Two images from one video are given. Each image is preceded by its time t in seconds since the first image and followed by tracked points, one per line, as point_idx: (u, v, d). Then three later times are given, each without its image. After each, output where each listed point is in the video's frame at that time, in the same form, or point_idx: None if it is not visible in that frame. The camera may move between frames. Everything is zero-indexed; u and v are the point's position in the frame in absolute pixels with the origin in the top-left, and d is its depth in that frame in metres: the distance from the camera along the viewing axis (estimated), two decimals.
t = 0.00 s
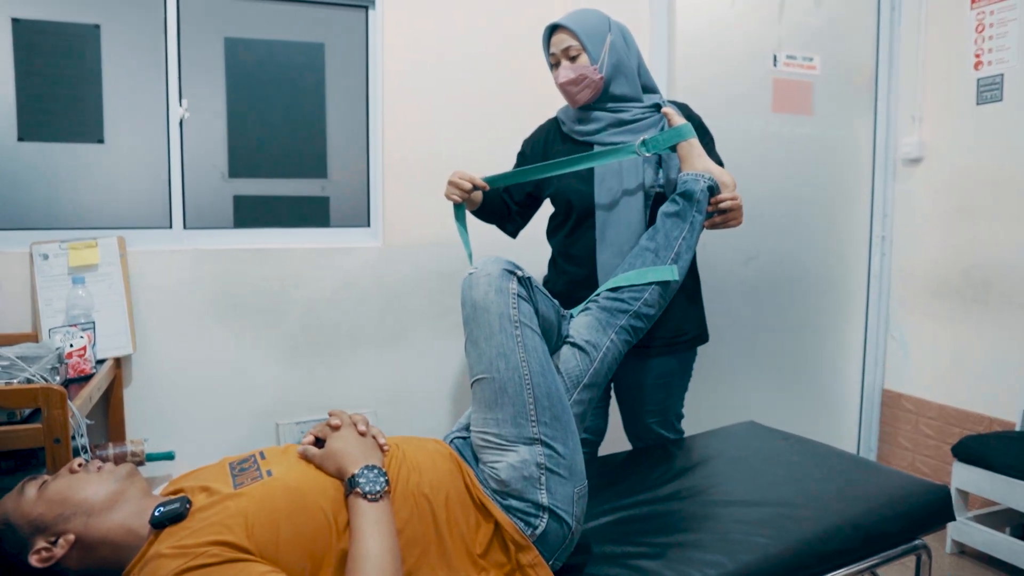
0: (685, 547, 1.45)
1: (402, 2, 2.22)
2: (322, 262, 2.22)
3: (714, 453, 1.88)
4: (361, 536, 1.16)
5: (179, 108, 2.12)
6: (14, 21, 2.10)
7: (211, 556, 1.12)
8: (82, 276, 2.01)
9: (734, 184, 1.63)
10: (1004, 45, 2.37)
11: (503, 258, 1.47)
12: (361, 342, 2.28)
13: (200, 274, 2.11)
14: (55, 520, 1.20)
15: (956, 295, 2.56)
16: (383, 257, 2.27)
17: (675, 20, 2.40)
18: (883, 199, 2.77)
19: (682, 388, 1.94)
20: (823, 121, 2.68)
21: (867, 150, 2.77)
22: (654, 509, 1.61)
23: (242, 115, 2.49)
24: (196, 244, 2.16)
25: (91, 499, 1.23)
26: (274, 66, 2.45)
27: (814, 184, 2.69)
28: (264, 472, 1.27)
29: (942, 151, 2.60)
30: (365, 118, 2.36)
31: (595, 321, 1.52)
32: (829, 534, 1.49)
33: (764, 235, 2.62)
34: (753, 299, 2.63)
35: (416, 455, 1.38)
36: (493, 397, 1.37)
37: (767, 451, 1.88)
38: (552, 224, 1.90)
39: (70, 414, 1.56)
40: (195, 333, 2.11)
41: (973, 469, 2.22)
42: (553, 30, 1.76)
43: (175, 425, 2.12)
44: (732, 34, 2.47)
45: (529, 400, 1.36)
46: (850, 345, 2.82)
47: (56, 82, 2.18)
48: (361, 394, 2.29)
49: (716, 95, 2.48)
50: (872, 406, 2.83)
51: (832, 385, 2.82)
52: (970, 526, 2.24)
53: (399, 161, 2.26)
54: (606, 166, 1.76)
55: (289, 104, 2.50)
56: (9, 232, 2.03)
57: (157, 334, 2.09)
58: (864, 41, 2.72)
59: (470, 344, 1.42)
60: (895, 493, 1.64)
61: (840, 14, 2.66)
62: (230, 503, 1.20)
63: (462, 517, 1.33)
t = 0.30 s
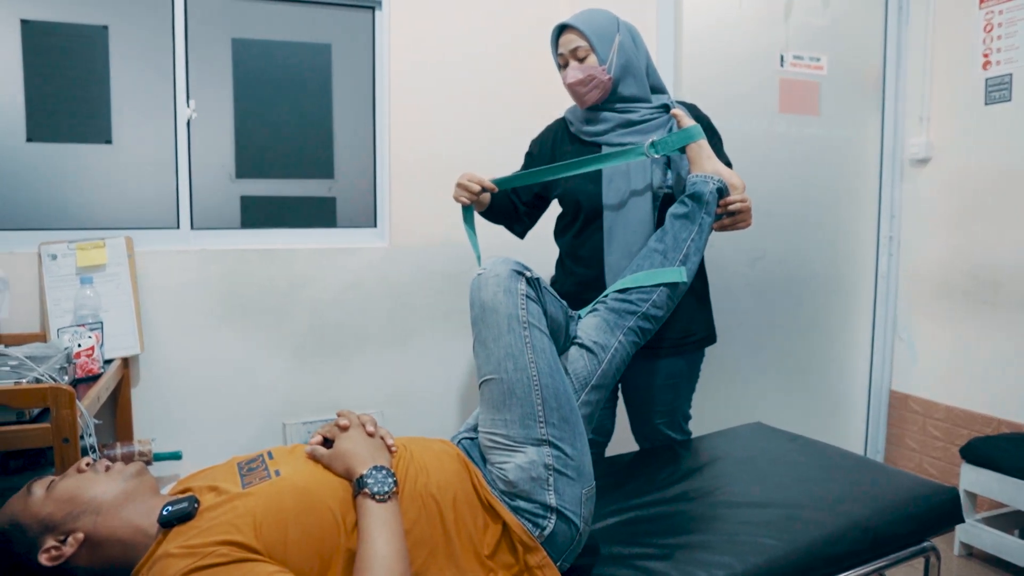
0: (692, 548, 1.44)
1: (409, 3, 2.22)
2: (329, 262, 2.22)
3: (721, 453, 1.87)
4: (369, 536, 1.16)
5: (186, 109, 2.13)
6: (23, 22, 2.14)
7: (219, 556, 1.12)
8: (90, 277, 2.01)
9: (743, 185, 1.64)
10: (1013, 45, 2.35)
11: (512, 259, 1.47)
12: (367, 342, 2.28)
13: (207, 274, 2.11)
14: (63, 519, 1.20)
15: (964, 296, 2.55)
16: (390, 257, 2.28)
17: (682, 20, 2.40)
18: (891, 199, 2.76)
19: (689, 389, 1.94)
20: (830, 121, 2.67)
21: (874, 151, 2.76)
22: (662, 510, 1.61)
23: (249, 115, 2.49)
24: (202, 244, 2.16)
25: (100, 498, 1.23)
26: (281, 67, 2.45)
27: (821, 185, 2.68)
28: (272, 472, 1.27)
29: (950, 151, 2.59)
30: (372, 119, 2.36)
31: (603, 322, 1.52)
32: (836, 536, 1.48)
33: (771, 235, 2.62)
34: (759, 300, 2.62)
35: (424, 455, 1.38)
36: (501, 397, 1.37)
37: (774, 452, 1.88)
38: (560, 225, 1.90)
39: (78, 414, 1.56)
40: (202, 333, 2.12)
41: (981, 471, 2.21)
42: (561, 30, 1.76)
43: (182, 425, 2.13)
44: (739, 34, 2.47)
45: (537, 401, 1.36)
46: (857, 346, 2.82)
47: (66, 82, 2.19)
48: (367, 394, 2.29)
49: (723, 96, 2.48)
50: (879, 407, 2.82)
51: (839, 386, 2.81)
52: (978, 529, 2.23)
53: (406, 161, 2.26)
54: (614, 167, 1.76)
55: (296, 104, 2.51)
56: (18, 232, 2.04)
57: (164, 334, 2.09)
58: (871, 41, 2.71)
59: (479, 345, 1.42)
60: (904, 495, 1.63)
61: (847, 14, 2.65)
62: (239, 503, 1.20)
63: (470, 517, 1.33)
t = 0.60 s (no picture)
0: (707, 548, 1.43)
1: None
2: (340, 259, 2.21)
3: (735, 452, 1.86)
4: (382, 535, 1.16)
5: (198, 106, 2.12)
6: (37, 20, 2.14)
7: (232, 554, 1.12)
8: (102, 274, 2.01)
9: (758, 183, 1.61)
10: None
11: (526, 256, 1.46)
12: (378, 339, 2.27)
13: (219, 271, 2.11)
14: (79, 507, 1.20)
15: (980, 295, 2.52)
16: (402, 254, 2.27)
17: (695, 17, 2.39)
18: (906, 196, 2.73)
19: (703, 388, 1.92)
20: (845, 118, 2.65)
21: (889, 147, 2.74)
22: (676, 510, 1.60)
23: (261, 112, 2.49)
24: (214, 241, 2.16)
25: (116, 488, 1.23)
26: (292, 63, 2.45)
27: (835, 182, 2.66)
28: (285, 470, 1.27)
29: (967, 148, 2.55)
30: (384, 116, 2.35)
31: (617, 320, 1.51)
32: (853, 536, 1.46)
33: (785, 233, 2.59)
34: (773, 298, 2.60)
35: (437, 453, 1.37)
36: (516, 395, 1.36)
37: (789, 451, 1.86)
38: (573, 222, 1.89)
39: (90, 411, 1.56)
40: (214, 330, 2.12)
41: (998, 471, 2.19)
42: (576, 25, 1.75)
43: (194, 422, 2.13)
44: (754, 30, 2.44)
45: (551, 399, 1.35)
46: (871, 344, 2.79)
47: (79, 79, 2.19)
48: (379, 392, 2.29)
49: (736, 92, 2.46)
50: (893, 407, 2.80)
51: (853, 385, 2.79)
52: (995, 530, 2.20)
53: (417, 158, 2.26)
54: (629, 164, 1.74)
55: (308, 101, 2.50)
56: (31, 229, 2.04)
57: (176, 331, 2.09)
58: (887, 37, 2.68)
59: (493, 342, 1.41)
60: (921, 495, 1.61)
61: (863, 10, 2.63)
62: (252, 501, 1.20)
63: (484, 516, 1.32)
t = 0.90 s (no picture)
0: (724, 542, 1.43)
1: None
2: (355, 252, 2.22)
3: (751, 447, 1.85)
4: (400, 528, 1.16)
5: (215, 99, 2.13)
6: (55, 15, 2.14)
7: (253, 544, 1.12)
8: (121, 266, 2.03)
9: (777, 175, 1.60)
10: None
11: (544, 249, 1.46)
12: (393, 332, 2.28)
13: (236, 264, 2.12)
14: (103, 490, 1.21)
15: (999, 289, 2.47)
16: (417, 247, 2.27)
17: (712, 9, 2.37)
18: (925, 189, 2.70)
19: (720, 381, 1.91)
20: (863, 111, 2.62)
21: (908, 140, 2.71)
22: (692, 503, 1.59)
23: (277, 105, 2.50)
24: (231, 234, 2.17)
25: (140, 474, 1.24)
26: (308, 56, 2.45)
27: (853, 175, 2.63)
28: (303, 462, 1.27)
29: (987, 140, 2.50)
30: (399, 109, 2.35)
31: (635, 314, 1.50)
32: (871, 532, 1.45)
33: (801, 226, 2.58)
34: (789, 292, 2.59)
35: (455, 446, 1.37)
36: (534, 388, 1.36)
37: (806, 445, 1.85)
38: (590, 215, 1.88)
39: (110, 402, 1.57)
40: (231, 322, 2.13)
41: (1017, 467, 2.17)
42: (593, 18, 1.74)
43: (212, 414, 2.14)
44: (772, 21, 2.42)
45: (569, 393, 1.34)
46: (888, 338, 2.77)
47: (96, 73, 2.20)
48: (394, 384, 2.30)
49: (753, 84, 2.44)
50: (910, 401, 2.77)
51: (869, 379, 2.77)
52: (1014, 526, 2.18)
53: (433, 151, 2.26)
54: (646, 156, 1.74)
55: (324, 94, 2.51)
56: (51, 221, 2.06)
57: (194, 323, 2.10)
58: (907, 28, 2.65)
59: (511, 335, 1.41)
60: (940, 491, 1.60)
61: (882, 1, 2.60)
62: (271, 492, 1.20)
63: (502, 510, 1.32)
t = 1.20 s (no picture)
0: (741, 539, 1.42)
1: None
2: (371, 248, 2.22)
3: (768, 444, 1.84)
4: (417, 523, 1.16)
5: (231, 95, 2.14)
6: (77, 11, 2.15)
7: (271, 537, 1.11)
8: (140, 261, 2.05)
9: (785, 155, 1.57)
10: None
11: (554, 245, 1.45)
12: (409, 328, 2.28)
13: (252, 260, 2.13)
14: (122, 482, 1.23)
15: (1020, 286, 2.43)
16: (433, 243, 2.27)
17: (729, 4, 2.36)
18: (945, 184, 2.65)
19: (737, 378, 1.90)
20: (883, 106, 2.59)
21: (928, 135, 2.67)
22: (708, 501, 1.58)
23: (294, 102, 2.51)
24: (248, 230, 2.19)
25: (158, 467, 1.26)
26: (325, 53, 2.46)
27: (872, 171, 2.61)
28: (321, 457, 1.28)
29: (1009, 135, 2.45)
30: (415, 105, 2.35)
31: (645, 304, 1.49)
32: (890, 531, 1.44)
33: (818, 223, 2.56)
34: (806, 288, 2.57)
35: (470, 443, 1.37)
36: (546, 386, 1.36)
37: (824, 443, 1.83)
38: (608, 210, 1.88)
39: (129, 397, 1.58)
40: (248, 317, 2.15)
41: None
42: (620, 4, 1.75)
43: (230, 409, 2.16)
44: (790, 16, 2.40)
45: (582, 389, 1.34)
46: (907, 336, 2.74)
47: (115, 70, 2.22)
48: (410, 380, 2.30)
49: (770, 79, 2.42)
50: (930, 399, 2.74)
51: (887, 377, 2.74)
52: None
53: (449, 147, 2.26)
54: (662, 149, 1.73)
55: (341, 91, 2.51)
56: (72, 217, 2.08)
57: (212, 318, 2.12)
58: (928, 22, 2.61)
59: (522, 333, 1.41)
60: (961, 490, 1.58)
61: None
62: (289, 487, 1.21)
63: (517, 507, 1.32)
